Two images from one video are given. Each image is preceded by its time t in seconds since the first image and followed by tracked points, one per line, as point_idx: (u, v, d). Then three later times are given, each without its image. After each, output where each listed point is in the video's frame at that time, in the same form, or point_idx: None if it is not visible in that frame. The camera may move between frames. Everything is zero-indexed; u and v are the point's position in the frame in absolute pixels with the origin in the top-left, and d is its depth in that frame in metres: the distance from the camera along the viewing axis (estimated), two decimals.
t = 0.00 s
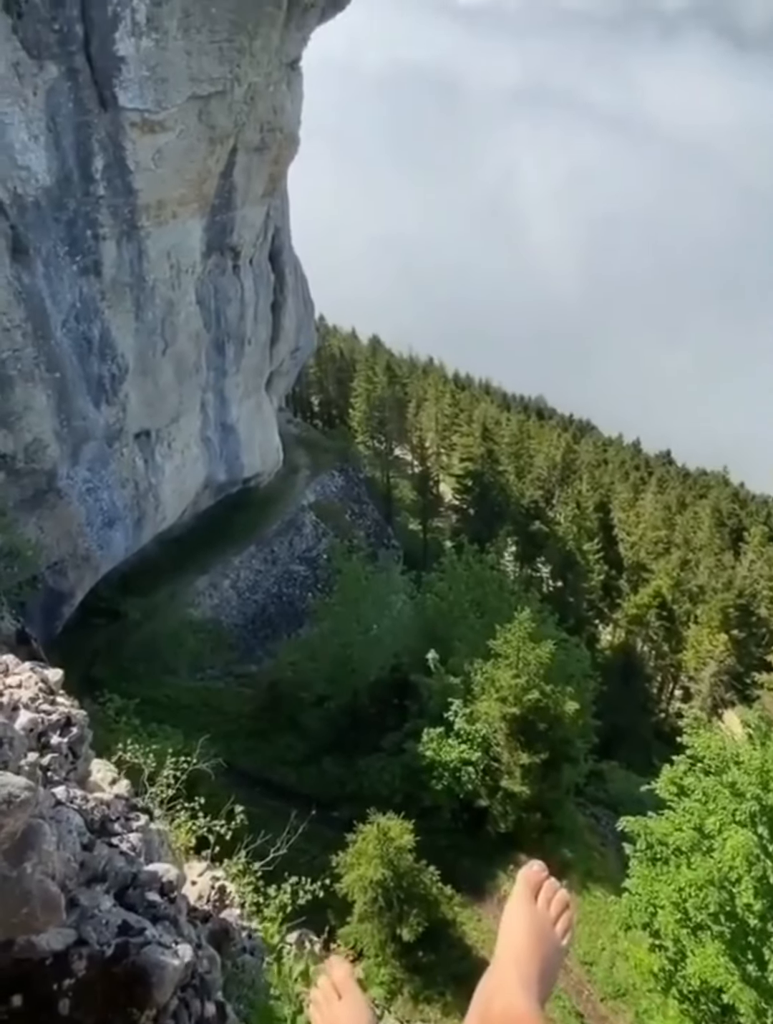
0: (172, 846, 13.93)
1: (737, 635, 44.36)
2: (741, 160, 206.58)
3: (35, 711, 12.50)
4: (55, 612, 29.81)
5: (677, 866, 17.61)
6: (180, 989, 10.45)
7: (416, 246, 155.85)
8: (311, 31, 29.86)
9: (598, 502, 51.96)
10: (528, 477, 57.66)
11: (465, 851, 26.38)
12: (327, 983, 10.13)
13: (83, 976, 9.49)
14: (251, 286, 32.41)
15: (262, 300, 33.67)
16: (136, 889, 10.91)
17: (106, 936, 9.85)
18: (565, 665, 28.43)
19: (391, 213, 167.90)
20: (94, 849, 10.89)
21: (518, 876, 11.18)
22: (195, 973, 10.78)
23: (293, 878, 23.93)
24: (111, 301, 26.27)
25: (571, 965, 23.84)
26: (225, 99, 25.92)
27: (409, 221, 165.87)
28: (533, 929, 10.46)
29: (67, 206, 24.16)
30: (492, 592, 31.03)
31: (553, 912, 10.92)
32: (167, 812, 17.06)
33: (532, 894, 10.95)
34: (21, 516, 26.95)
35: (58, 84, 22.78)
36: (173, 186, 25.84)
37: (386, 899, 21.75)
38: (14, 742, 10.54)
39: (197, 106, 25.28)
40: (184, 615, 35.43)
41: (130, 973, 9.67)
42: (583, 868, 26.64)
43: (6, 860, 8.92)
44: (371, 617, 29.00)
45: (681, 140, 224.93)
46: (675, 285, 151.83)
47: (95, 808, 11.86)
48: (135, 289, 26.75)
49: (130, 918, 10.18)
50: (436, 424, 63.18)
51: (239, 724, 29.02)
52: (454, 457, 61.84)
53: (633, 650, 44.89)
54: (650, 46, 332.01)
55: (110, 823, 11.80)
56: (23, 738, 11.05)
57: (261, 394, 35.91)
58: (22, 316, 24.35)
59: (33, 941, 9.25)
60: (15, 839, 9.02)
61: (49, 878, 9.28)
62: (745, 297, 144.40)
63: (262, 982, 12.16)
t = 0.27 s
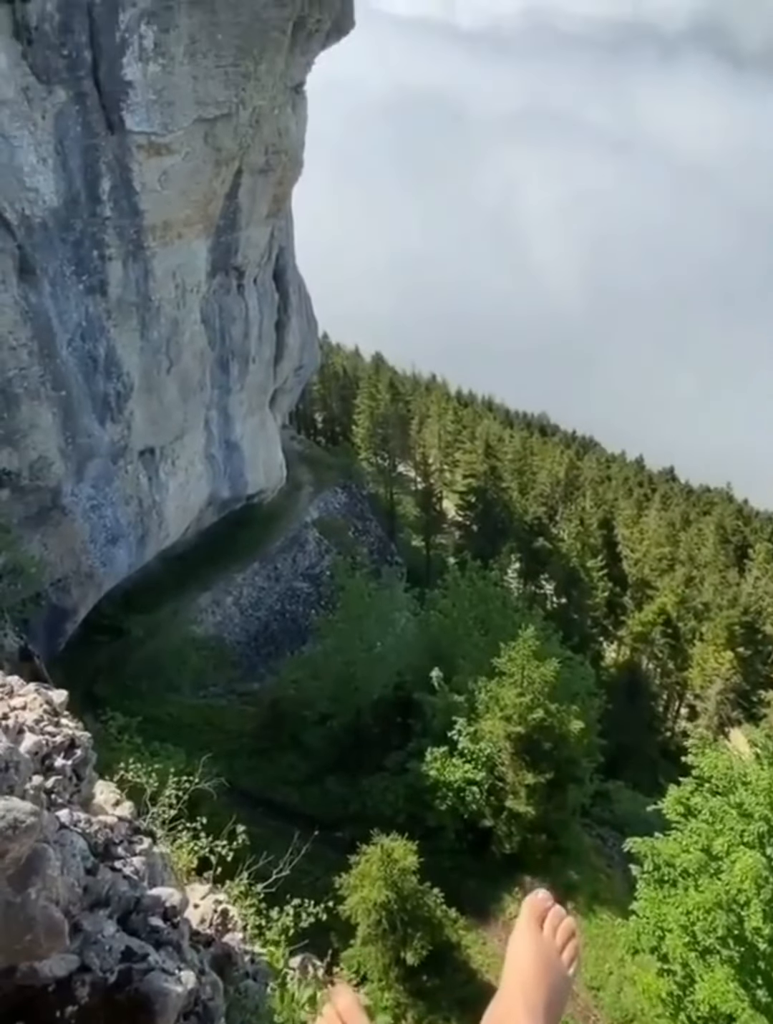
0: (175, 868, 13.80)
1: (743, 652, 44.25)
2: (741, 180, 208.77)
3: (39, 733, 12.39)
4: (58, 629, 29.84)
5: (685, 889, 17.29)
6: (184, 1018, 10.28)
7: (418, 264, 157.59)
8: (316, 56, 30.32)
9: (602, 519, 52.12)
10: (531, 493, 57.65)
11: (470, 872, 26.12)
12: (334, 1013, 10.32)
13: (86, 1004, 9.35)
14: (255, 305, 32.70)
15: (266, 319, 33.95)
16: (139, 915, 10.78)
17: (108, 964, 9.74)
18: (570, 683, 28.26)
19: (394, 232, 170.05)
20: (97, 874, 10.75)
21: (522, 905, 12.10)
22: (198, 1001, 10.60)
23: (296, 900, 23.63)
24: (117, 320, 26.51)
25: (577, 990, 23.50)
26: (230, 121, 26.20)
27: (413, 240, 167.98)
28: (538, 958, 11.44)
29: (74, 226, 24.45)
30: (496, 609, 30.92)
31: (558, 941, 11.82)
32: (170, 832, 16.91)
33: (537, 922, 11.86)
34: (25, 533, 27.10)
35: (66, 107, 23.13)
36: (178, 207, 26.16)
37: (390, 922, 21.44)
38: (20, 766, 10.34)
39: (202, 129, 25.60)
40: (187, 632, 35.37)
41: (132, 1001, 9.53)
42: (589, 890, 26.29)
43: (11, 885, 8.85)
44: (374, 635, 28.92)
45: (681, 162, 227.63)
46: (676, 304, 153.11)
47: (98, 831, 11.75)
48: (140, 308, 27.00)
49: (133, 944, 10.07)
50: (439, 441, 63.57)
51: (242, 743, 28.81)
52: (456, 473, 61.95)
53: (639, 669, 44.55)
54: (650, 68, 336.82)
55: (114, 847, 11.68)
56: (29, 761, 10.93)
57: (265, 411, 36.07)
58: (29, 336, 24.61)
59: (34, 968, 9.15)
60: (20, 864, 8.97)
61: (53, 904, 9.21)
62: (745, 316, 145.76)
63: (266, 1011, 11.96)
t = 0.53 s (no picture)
0: (176, 894, 13.64)
1: (749, 674, 44.03)
2: (740, 205, 211.39)
3: (43, 756, 12.30)
4: (60, 650, 29.88)
5: (694, 914, 16.97)
6: None
7: (421, 287, 159.71)
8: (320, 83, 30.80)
9: (606, 538, 52.11)
10: (534, 512, 57.63)
11: (474, 898, 25.76)
12: None
13: None
14: (260, 327, 32.98)
15: (270, 340, 34.18)
16: (141, 943, 10.63)
17: (110, 993, 9.57)
18: (575, 705, 28.01)
19: (396, 255, 172.22)
20: (100, 901, 10.65)
21: (530, 936, 11.84)
22: None
23: (297, 927, 23.24)
24: (122, 342, 26.77)
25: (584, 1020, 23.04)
26: (236, 148, 26.48)
27: (415, 263, 170.08)
28: (545, 989, 11.32)
29: (81, 249, 24.78)
30: (500, 630, 30.74)
31: (567, 972, 11.63)
32: (171, 858, 16.72)
33: (544, 953, 11.65)
34: (28, 552, 27.27)
35: (75, 134, 23.54)
36: (184, 230, 26.52)
37: (393, 949, 21.06)
38: (24, 792, 10.40)
39: (209, 155, 25.93)
40: (190, 652, 35.32)
41: None
42: (597, 916, 25.83)
43: (14, 914, 8.80)
44: (377, 655, 28.76)
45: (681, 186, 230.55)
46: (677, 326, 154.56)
47: (101, 857, 11.65)
48: (146, 330, 27.27)
49: (135, 975, 9.91)
50: (442, 460, 63.72)
51: (244, 764, 28.59)
52: (459, 493, 61.92)
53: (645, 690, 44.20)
54: (650, 94, 341.78)
55: (116, 874, 11.58)
56: (33, 787, 10.91)
57: (269, 431, 36.17)
58: (35, 357, 24.93)
59: (35, 1000, 9.00)
60: (23, 894, 8.89)
61: (55, 931, 9.19)
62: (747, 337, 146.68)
63: None
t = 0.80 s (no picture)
0: (178, 925, 13.44)
1: (755, 699, 43.69)
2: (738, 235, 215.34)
3: (46, 785, 12.20)
4: (61, 672, 29.79)
5: (703, 945, 16.67)
6: None
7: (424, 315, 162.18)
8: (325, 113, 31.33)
9: (609, 560, 51.96)
10: (538, 534, 57.60)
11: (479, 927, 25.31)
12: None
13: None
14: (265, 351, 33.28)
15: (274, 365, 34.47)
16: (143, 975, 10.46)
17: None
18: (580, 730, 27.74)
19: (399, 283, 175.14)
20: (101, 933, 10.47)
21: (536, 970, 11.61)
22: None
23: (299, 957, 22.79)
24: (128, 366, 27.04)
25: None
26: (241, 176, 26.87)
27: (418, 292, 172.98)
28: None
29: (88, 275, 25.14)
30: (503, 653, 30.52)
31: (575, 1008, 11.36)
32: (172, 886, 16.51)
33: (550, 989, 11.41)
34: (32, 574, 27.27)
35: (83, 162, 23.97)
36: (190, 256, 26.91)
37: (397, 981, 20.67)
38: (28, 821, 10.40)
39: (215, 183, 26.38)
40: (192, 675, 35.09)
41: None
42: (603, 947, 25.37)
43: (15, 945, 8.68)
44: (380, 679, 28.45)
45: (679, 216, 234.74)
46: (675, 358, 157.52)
47: (102, 887, 11.48)
48: (151, 355, 27.57)
49: (136, 1006, 9.79)
50: (444, 482, 63.89)
51: (246, 790, 28.25)
52: (462, 515, 62.03)
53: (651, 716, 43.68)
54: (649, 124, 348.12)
55: (118, 904, 11.42)
56: (36, 816, 10.84)
57: (272, 453, 36.34)
58: (42, 381, 25.10)
59: None
60: (24, 926, 8.79)
61: (56, 964, 9.09)
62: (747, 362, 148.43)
63: None
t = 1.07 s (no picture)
0: (176, 967, 13.13)
1: (763, 732, 43.01)
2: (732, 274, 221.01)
3: (46, 820, 12.00)
4: (61, 704, 29.58)
5: (714, 989, 16.24)
6: None
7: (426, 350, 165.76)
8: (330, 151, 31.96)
9: (614, 590, 51.63)
10: (541, 564, 57.50)
11: (483, 968, 24.78)
12: None
13: None
14: (269, 382, 33.57)
15: (278, 396, 34.71)
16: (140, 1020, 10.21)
17: None
18: (586, 764, 27.35)
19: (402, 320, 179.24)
20: (99, 974, 10.29)
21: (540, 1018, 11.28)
22: None
23: (299, 1000, 22.22)
24: (133, 397, 27.33)
25: None
26: (247, 212, 27.36)
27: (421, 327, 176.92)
28: None
29: (95, 307, 25.53)
30: (507, 686, 30.22)
31: None
32: (171, 925, 16.18)
33: None
34: (33, 604, 27.21)
35: (93, 199, 24.49)
36: (196, 290, 27.38)
37: None
38: (30, 859, 10.38)
39: (221, 218, 26.89)
40: (193, 707, 34.76)
41: None
42: (612, 989, 24.75)
43: (15, 988, 8.99)
44: (383, 711, 28.09)
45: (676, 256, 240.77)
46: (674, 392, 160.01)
47: (102, 926, 11.23)
48: (156, 386, 27.86)
49: None
50: (447, 511, 63.98)
51: (246, 824, 27.79)
52: (465, 544, 62.01)
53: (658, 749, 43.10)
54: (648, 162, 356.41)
55: (117, 944, 11.16)
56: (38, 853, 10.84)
57: (275, 482, 36.47)
58: (47, 411, 25.27)
59: None
60: (26, 967, 9.08)
61: (55, 1010, 9.22)
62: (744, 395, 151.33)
63: None
